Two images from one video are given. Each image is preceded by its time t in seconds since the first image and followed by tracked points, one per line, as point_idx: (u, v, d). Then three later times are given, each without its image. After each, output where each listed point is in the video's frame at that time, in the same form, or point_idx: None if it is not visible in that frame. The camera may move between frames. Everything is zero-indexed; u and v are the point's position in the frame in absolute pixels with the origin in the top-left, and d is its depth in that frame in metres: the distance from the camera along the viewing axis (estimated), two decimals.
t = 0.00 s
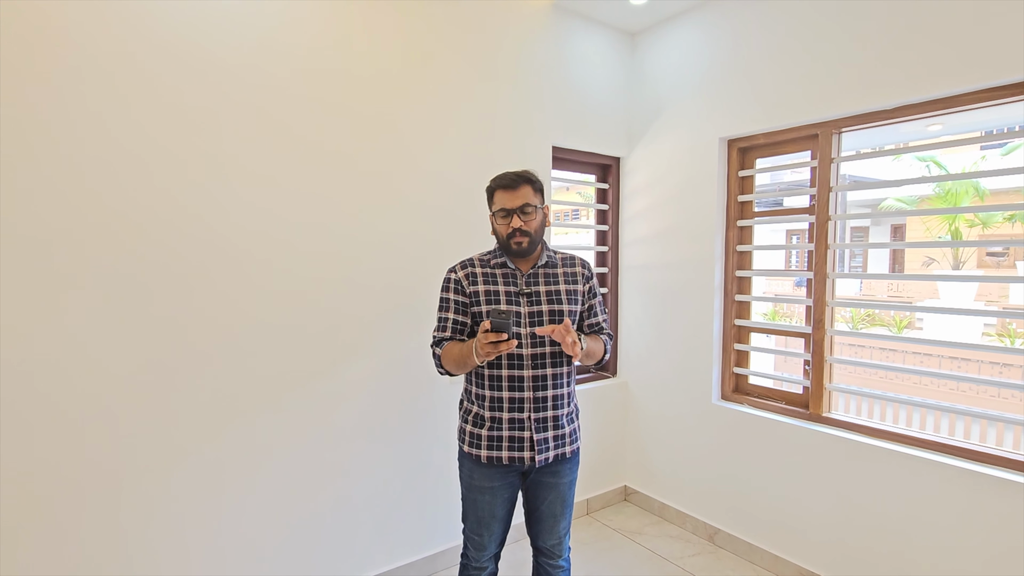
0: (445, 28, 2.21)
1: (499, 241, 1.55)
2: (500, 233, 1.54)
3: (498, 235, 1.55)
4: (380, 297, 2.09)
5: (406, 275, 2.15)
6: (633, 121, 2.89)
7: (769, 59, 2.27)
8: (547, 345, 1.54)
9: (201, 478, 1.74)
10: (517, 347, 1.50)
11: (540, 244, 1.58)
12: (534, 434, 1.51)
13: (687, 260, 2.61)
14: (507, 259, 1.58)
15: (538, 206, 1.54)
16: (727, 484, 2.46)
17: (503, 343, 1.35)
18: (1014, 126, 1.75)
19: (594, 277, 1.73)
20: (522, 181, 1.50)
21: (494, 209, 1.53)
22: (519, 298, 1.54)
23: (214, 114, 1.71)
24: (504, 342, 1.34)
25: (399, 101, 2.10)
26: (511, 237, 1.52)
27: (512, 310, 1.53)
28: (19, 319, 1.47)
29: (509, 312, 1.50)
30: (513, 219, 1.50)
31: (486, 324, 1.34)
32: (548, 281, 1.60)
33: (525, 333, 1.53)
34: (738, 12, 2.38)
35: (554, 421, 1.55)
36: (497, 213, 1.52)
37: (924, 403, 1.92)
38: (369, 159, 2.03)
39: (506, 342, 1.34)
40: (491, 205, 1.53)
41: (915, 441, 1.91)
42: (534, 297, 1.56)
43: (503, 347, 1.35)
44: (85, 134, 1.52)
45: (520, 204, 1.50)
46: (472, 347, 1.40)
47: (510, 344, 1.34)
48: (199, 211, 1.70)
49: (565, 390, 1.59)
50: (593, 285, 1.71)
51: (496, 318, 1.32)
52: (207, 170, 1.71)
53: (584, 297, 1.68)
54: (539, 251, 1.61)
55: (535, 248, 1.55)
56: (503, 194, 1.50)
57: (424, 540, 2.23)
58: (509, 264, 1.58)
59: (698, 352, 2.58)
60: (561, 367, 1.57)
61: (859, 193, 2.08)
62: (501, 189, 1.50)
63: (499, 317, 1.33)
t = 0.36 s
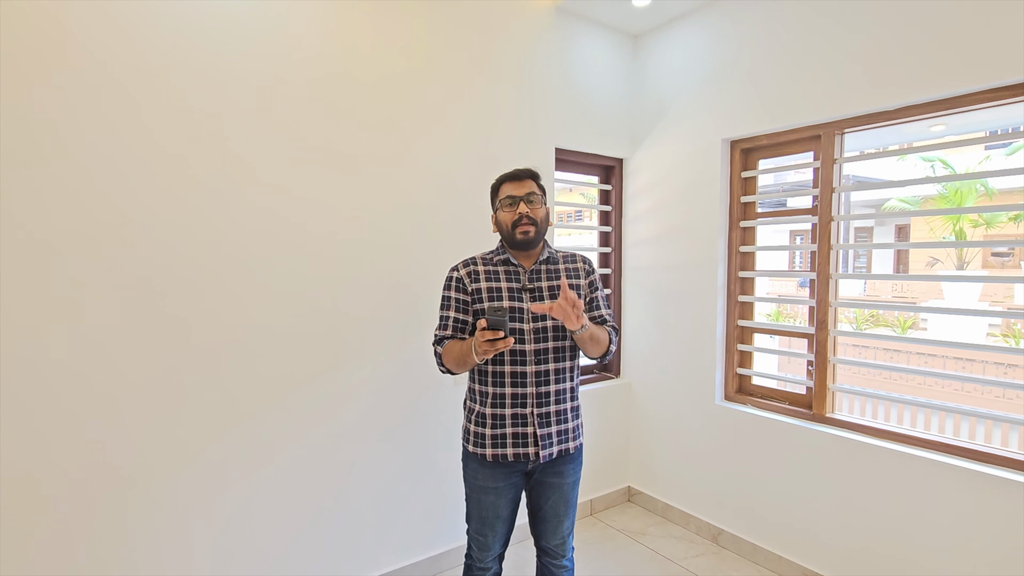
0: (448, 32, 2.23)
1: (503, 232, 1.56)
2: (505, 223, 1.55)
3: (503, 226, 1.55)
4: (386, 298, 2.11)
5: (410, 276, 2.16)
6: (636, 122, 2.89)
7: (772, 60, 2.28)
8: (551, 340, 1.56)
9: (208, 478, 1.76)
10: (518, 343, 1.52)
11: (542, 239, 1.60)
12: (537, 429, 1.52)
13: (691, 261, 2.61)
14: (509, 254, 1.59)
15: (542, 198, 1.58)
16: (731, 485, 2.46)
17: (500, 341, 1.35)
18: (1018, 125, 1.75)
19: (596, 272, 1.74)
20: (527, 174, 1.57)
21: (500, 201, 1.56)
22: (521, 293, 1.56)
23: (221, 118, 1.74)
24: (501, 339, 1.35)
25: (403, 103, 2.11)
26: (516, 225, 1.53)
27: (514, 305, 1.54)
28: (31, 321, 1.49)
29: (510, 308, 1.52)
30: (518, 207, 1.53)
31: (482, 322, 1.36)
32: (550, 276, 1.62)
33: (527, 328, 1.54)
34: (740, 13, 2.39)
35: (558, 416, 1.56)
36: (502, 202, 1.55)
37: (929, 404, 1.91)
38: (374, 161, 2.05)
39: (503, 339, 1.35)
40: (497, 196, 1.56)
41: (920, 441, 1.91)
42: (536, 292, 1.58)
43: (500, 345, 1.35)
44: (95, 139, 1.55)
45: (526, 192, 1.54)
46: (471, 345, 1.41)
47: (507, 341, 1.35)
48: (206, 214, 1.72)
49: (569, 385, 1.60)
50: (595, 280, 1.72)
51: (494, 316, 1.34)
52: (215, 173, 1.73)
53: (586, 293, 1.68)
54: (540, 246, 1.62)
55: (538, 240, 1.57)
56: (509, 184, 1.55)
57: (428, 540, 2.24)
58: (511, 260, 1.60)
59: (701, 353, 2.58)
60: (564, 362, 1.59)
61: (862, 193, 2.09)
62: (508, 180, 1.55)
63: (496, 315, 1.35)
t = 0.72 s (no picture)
0: (449, 35, 2.24)
1: (506, 235, 1.57)
2: (507, 226, 1.55)
3: (505, 229, 1.56)
4: (387, 300, 2.12)
5: (410, 279, 2.18)
6: (637, 124, 2.90)
7: (772, 62, 2.28)
8: (549, 344, 1.56)
9: (210, 479, 1.78)
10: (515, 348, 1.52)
11: (543, 242, 1.62)
12: (534, 433, 1.53)
13: (692, 262, 2.61)
14: (509, 258, 1.60)
15: (542, 201, 1.60)
16: (732, 486, 2.46)
17: (494, 353, 1.36)
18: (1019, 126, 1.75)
19: (598, 279, 1.75)
20: (529, 177, 1.58)
21: (501, 203, 1.57)
22: (520, 297, 1.56)
23: (224, 122, 1.76)
24: (494, 352, 1.36)
25: (404, 106, 2.13)
26: (519, 228, 1.54)
27: (512, 310, 1.54)
28: (36, 323, 1.52)
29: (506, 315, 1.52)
30: (521, 210, 1.54)
31: (475, 335, 1.35)
32: (551, 280, 1.61)
33: (525, 333, 1.54)
34: (740, 15, 2.40)
35: (556, 421, 1.57)
36: (504, 206, 1.55)
37: (931, 405, 1.91)
38: (375, 164, 2.06)
39: (496, 351, 1.36)
40: (499, 199, 1.57)
41: (922, 443, 1.90)
42: (535, 297, 1.57)
43: (493, 357, 1.36)
44: (99, 144, 1.57)
45: (528, 195, 1.55)
46: (466, 353, 1.42)
47: (499, 354, 1.36)
48: (209, 218, 1.74)
49: (569, 390, 1.61)
50: (597, 287, 1.74)
51: (485, 331, 1.33)
52: (217, 177, 1.75)
53: (587, 298, 1.70)
54: (540, 249, 1.64)
55: (540, 243, 1.58)
56: (511, 187, 1.55)
57: (429, 542, 2.25)
58: (511, 263, 1.60)
59: (702, 354, 2.58)
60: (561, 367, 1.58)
61: (863, 194, 2.08)
62: (510, 182, 1.56)
63: (487, 329, 1.33)
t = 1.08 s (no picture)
0: (449, 38, 2.25)
1: (512, 244, 1.56)
2: (514, 236, 1.54)
3: (512, 238, 1.55)
4: (388, 301, 2.13)
5: (411, 280, 2.18)
6: (637, 125, 2.91)
7: (773, 63, 2.28)
8: (552, 345, 1.57)
9: (212, 481, 1.78)
10: (523, 349, 1.52)
11: (547, 250, 1.63)
12: (540, 434, 1.53)
13: (692, 263, 2.61)
14: (511, 262, 1.61)
15: (551, 212, 1.58)
16: (733, 487, 2.45)
17: (509, 351, 1.37)
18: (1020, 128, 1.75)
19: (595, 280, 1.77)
20: (542, 187, 1.54)
21: (511, 211, 1.54)
22: (524, 299, 1.57)
23: (225, 126, 1.77)
24: (509, 350, 1.36)
25: (405, 109, 2.14)
26: (527, 240, 1.54)
27: (517, 311, 1.55)
28: (39, 326, 1.53)
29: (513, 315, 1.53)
30: (530, 223, 1.53)
31: (492, 332, 1.35)
32: (553, 283, 1.63)
33: (530, 334, 1.55)
34: (740, 17, 2.40)
35: (560, 422, 1.58)
36: (514, 215, 1.54)
37: (932, 406, 1.90)
38: (376, 166, 2.07)
39: (512, 349, 1.36)
40: (509, 207, 1.54)
41: (923, 444, 1.90)
42: (539, 298, 1.59)
43: (508, 355, 1.37)
44: (101, 149, 1.58)
45: (539, 209, 1.53)
46: (476, 352, 1.41)
47: (514, 352, 1.37)
48: (210, 221, 1.75)
49: (570, 390, 1.62)
50: (595, 288, 1.76)
51: (504, 327, 1.34)
52: (219, 181, 1.76)
53: (586, 300, 1.72)
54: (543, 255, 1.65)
55: (544, 254, 1.60)
56: (523, 197, 1.52)
57: (431, 544, 2.26)
58: (514, 266, 1.61)
59: (703, 355, 2.58)
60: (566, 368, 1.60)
61: (864, 195, 2.08)
62: (522, 191, 1.52)
63: (506, 326, 1.34)
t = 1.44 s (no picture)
0: (449, 42, 2.26)
1: (509, 247, 1.58)
2: (511, 239, 1.56)
3: (509, 241, 1.57)
4: (389, 304, 2.13)
5: (411, 283, 2.19)
6: (637, 128, 2.91)
7: (772, 66, 2.29)
8: (553, 349, 1.58)
9: (213, 483, 1.78)
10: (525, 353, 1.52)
11: (547, 253, 1.63)
12: (541, 437, 1.54)
13: (693, 266, 2.62)
14: (513, 264, 1.61)
15: (550, 214, 1.58)
16: (734, 491, 2.45)
17: (513, 348, 1.37)
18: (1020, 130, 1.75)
19: (596, 284, 1.77)
20: (539, 190, 1.54)
21: (508, 214, 1.55)
22: (525, 302, 1.57)
23: (226, 129, 1.78)
24: (513, 347, 1.36)
25: (406, 112, 2.15)
26: (523, 243, 1.55)
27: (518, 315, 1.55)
28: (41, 329, 1.53)
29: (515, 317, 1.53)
30: (527, 226, 1.53)
31: (497, 329, 1.36)
32: (553, 286, 1.63)
33: (531, 338, 1.55)
34: (739, 20, 2.41)
35: (560, 424, 1.58)
36: (511, 218, 1.55)
37: (933, 409, 1.90)
38: (376, 169, 2.08)
39: (516, 347, 1.36)
40: (506, 210, 1.55)
41: (924, 447, 1.89)
42: (540, 301, 1.59)
43: (512, 352, 1.37)
44: (103, 151, 1.59)
45: (535, 211, 1.54)
46: (480, 352, 1.41)
47: (518, 349, 1.37)
48: (212, 224, 1.76)
49: (570, 393, 1.62)
50: (595, 291, 1.76)
51: (509, 324, 1.34)
52: (220, 184, 1.77)
53: (587, 303, 1.72)
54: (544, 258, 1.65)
55: (543, 257, 1.60)
56: (519, 200, 1.53)
57: (432, 547, 2.25)
58: (515, 269, 1.61)
59: (704, 358, 2.58)
60: (566, 371, 1.60)
61: (865, 198, 2.08)
62: (519, 195, 1.53)
63: (511, 322, 1.35)
